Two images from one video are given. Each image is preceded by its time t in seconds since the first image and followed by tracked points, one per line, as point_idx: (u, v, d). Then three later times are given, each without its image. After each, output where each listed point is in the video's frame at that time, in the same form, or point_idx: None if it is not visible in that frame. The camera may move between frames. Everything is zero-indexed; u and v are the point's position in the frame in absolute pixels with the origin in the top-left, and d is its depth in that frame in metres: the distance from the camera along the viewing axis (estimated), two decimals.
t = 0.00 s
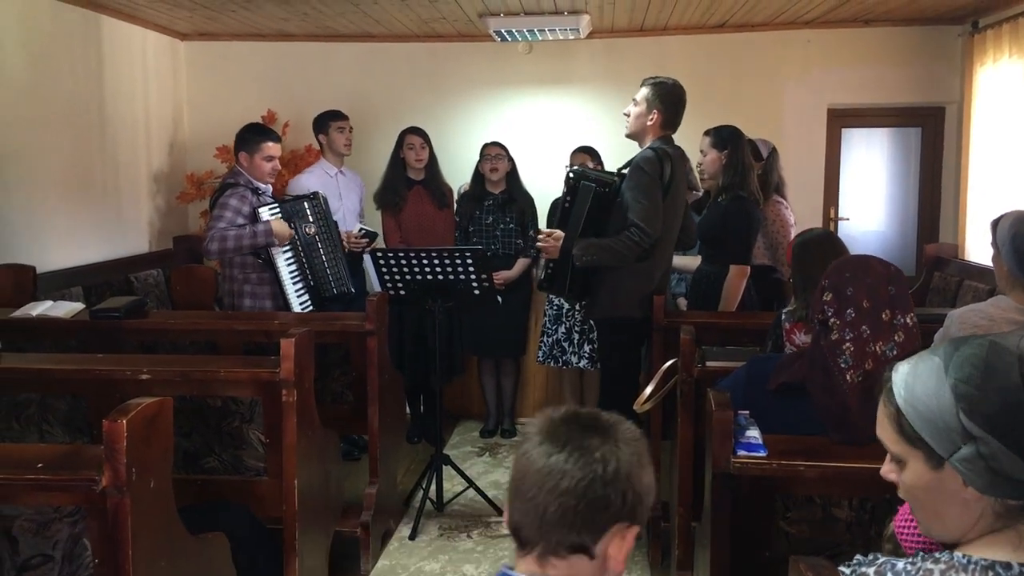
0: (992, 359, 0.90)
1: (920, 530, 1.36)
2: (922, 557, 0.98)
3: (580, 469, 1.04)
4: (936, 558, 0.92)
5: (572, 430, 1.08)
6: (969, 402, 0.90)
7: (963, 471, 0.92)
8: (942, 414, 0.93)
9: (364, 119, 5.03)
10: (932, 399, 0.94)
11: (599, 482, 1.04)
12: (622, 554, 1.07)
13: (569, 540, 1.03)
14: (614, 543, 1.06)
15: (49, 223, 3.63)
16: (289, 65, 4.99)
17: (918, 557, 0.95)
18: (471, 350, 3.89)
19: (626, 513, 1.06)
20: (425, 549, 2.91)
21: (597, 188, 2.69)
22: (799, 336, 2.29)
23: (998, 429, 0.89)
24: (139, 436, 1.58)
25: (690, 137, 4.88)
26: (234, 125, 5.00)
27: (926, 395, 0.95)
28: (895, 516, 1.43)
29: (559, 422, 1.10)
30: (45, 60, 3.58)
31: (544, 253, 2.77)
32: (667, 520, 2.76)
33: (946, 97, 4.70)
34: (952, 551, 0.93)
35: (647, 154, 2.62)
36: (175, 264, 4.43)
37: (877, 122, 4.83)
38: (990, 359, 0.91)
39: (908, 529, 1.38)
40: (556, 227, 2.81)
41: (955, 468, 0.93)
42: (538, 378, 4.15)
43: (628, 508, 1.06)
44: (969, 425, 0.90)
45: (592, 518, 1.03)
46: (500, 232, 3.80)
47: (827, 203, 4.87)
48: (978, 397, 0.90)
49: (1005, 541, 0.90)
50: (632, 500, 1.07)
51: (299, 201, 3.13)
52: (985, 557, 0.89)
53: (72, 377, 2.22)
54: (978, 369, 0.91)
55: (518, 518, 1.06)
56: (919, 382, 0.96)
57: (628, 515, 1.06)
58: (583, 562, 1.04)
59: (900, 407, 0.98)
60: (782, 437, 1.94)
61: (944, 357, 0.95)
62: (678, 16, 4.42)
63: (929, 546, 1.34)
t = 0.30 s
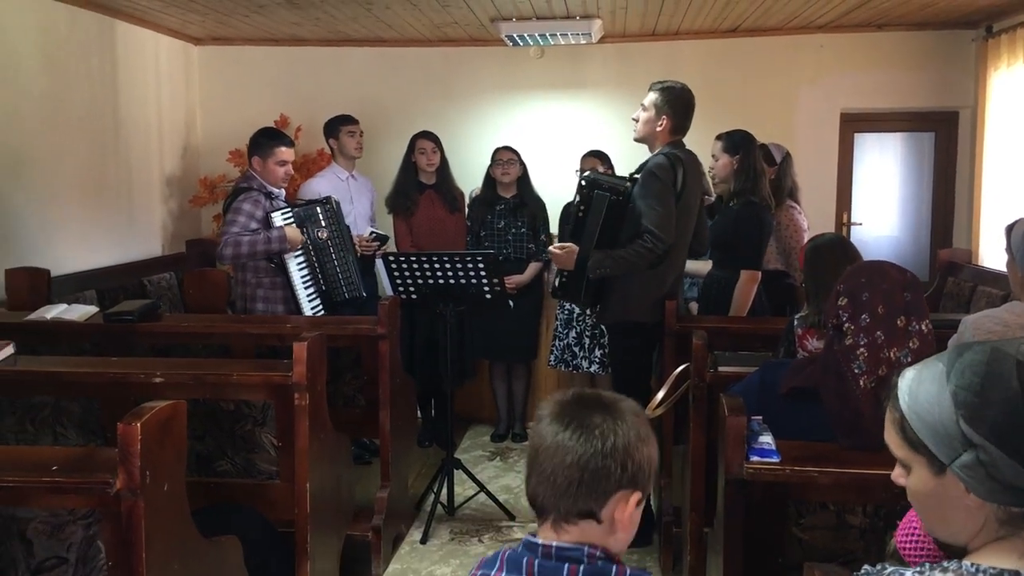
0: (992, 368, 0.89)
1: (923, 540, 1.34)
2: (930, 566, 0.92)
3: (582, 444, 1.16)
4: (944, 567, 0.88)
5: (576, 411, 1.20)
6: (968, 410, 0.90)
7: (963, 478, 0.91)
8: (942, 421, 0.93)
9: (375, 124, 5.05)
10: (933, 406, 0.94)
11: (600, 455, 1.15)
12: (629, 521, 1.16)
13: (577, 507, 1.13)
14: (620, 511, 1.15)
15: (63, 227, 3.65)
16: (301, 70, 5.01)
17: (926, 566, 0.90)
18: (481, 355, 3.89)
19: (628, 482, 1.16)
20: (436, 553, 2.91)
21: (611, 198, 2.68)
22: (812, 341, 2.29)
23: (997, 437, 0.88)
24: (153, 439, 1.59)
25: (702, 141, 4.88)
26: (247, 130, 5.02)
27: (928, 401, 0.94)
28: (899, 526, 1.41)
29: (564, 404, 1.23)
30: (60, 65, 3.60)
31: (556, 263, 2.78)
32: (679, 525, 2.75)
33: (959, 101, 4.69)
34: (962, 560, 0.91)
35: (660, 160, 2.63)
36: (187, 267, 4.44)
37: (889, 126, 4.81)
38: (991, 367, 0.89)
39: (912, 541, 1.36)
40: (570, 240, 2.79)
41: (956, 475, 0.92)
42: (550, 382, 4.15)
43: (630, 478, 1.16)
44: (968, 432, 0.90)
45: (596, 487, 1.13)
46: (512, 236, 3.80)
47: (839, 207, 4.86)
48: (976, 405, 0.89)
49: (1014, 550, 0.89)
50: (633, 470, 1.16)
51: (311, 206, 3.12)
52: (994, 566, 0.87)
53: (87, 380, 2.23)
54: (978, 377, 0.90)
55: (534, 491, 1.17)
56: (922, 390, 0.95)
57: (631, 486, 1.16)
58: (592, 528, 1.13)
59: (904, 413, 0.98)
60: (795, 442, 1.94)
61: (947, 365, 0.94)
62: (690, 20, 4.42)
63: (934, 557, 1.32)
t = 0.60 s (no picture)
0: (1003, 371, 0.89)
1: (935, 547, 1.30)
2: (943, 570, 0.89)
3: (598, 422, 1.21)
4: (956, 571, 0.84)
5: (587, 390, 1.25)
6: (976, 414, 0.89)
7: (971, 480, 0.90)
8: (952, 424, 0.92)
9: (389, 126, 5.06)
10: (944, 408, 0.93)
11: (616, 428, 1.20)
12: (656, 481, 1.22)
13: (607, 480, 1.20)
14: (646, 474, 1.21)
15: (79, 229, 3.68)
16: (315, 72, 5.03)
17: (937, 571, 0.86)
18: (494, 357, 3.90)
19: (648, 447, 1.21)
20: (449, 555, 2.91)
21: (627, 205, 2.67)
22: (826, 344, 2.28)
23: (1005, 440, 0.87)
24: (170, 440, 1.59)
25: (716, 144, 4.87)
26: (261, 132, 5.04)
27: (939, 403, 0.94)
28: (912, 531, 1.37)
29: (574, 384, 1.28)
30: (77, 69, 3.63)
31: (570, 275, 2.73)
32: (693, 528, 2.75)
33: (975, 104, 4.66)
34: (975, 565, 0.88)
35: (673, 162, 2.62)
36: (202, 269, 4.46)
37: (903, 128, 4.80)
38: (1003, 371, 0.89)
39: (924, 547, 1.32)
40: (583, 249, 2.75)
41: (964, 478, 0.92)
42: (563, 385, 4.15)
43: (649, 442, 1.21)
44: (976, 435, 0.89)
45: (619, 459, 1.20)
46: (526, 238, 3.80)
47: (852, 210, 4.84)
48: (986, 408, 0.89)
49: None
50: (650, 436, 1.22)
51: (326, 208, 3.12)
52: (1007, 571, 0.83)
53: (104, 382, 2.24)
54: (988, 380, 0.89)
55: (564, 475, 1.24)
56: (933, 392, 0.95)
57: (651, 450, 1.22)
58: (623, 495, 1.20)
59: (915, 415, 0.98)
60: (809, 445, 1.94)
61: (959, 368, 0.94)
62: (704, 22, 4.41)
63: (947, 563, 1.29)
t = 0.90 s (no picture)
0: None
1: (964, 545, 1.29)
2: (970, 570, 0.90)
3: (694, 414, 1.28)
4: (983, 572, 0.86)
5: (682, 383, 1.32)
6: (1006, 412, 0.89)
7: (998, 478, 0.91)
8: (981, 421, 0.92)
9: (403, 127, 5.07)
10: (973, 405, 0.93)
11: (711, 420, 1.27)
12: (749, 472, 1.29)
13: (700, 470, 1.27)
14: (740, 465, 1.27)
15: (95, 229, 3.70)
16: (329, 73, 5.04)
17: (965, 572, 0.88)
18: (508, 357, 3.90)
19: (742, 439, 1.28)
20: (463, 555, 2.92)
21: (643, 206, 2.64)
22: (842, 345, 2.25)
23: None
24: (188, 438, 1.60)
25: (730, 144, 4.86)
26: (275, 133, 5.06)
27: (970, 400, 0.93)
28: (941, 529, 1.36)
29: (670, 377, 1.35)
30: (94, 70, 3.66)
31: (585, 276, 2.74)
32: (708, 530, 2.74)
33: (991, 104, 4.64)
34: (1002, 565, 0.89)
35: (689, 162, 2.61)
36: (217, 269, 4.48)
37: (919, 128, 4.78)
38: None
39: (953, 546, 1.31)
40: (597, 250, 2.74)
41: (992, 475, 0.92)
42: (577, 385, 4.14)
43: (742, 434, 1.28)
44: (1004, 433, 0.89)
45: (714, 449, 1.26)
46: (540, 238, 3.80)
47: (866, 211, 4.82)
48: (1015, 408, 0.88)
49: None
50: (743, 427, 1.28)
51: (341, 209, 3.14)
52: None
53: (121, 381, 2.25)
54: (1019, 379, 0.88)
55: (661, 463, 1.32)
56: (961, 390, 0.95)
57: (745, 442, 1.28)
58: (717, 484, 1.27)
59: (943, 411, 0.97)
60: (824, 446, 1.93)
61: (991, 366, 0.94)
62: (718, 22, 4.41)
63: (975, 563, 1.27)
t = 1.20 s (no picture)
0: None
1: (988, 544, 1.28)
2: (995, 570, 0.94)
3: (748, 412, 1.38)
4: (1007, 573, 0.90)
5: (740, 382, 1.43)
6: None
7: None
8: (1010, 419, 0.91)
9: (416, 128, 5.08)
10: (1004, 402, 0.92)
11: (765, 419, 1.37)
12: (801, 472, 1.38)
13: (752, 467, 1.36)
14: (792, 464, 1.36)
15: (110, 228, 3.72)
16: (342, 73, 5.06)
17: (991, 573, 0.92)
18: (520, 357, 3.90)
19: (796, 439, 1.37)
20: (476, 555, 2.92)
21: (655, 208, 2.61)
22: (857, 345, 2.26)
23: None
24: (203, 436, 1.60)
25: (743, 144, 4.86)
26: (288, 133, 5.07)
27: (993, 398, 0.93)
28: (966, 529, 1.35)
29: (730, 376, 1.46)
30: (109, 71, 3.69)
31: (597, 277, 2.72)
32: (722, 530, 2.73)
33: (1007, 103, 4.61)
34: None
35: (703, 162, 2.62)
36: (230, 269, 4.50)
37: (933, 128, 4.76)
38: None
39: (977, 545, 1.30)
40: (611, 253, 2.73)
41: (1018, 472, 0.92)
42: (589, 386, 4.14)
43: (796, 435, 1.37)
44: None
45: (768, 448, 1.35)
46: (554, 239, 3.81)
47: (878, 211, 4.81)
48: None
49: None
50: (797, 428, 1.37)
51: (355, 210, 3.15)
52: None
53: (138, 380, 2.27)
54: None
55: (715, 457, 1.42)
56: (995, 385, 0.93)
57: (800, 443, 1.37)
58: (769, 482, 1.36)
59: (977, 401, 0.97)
60: (839, 447, 1.93)
61: None
62: (731, 22, 4.40)
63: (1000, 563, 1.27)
